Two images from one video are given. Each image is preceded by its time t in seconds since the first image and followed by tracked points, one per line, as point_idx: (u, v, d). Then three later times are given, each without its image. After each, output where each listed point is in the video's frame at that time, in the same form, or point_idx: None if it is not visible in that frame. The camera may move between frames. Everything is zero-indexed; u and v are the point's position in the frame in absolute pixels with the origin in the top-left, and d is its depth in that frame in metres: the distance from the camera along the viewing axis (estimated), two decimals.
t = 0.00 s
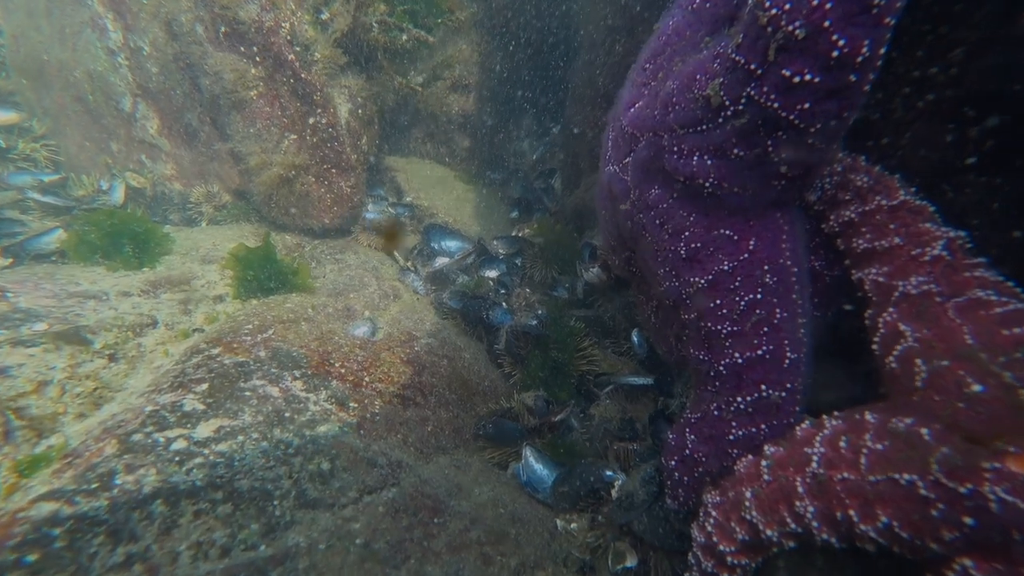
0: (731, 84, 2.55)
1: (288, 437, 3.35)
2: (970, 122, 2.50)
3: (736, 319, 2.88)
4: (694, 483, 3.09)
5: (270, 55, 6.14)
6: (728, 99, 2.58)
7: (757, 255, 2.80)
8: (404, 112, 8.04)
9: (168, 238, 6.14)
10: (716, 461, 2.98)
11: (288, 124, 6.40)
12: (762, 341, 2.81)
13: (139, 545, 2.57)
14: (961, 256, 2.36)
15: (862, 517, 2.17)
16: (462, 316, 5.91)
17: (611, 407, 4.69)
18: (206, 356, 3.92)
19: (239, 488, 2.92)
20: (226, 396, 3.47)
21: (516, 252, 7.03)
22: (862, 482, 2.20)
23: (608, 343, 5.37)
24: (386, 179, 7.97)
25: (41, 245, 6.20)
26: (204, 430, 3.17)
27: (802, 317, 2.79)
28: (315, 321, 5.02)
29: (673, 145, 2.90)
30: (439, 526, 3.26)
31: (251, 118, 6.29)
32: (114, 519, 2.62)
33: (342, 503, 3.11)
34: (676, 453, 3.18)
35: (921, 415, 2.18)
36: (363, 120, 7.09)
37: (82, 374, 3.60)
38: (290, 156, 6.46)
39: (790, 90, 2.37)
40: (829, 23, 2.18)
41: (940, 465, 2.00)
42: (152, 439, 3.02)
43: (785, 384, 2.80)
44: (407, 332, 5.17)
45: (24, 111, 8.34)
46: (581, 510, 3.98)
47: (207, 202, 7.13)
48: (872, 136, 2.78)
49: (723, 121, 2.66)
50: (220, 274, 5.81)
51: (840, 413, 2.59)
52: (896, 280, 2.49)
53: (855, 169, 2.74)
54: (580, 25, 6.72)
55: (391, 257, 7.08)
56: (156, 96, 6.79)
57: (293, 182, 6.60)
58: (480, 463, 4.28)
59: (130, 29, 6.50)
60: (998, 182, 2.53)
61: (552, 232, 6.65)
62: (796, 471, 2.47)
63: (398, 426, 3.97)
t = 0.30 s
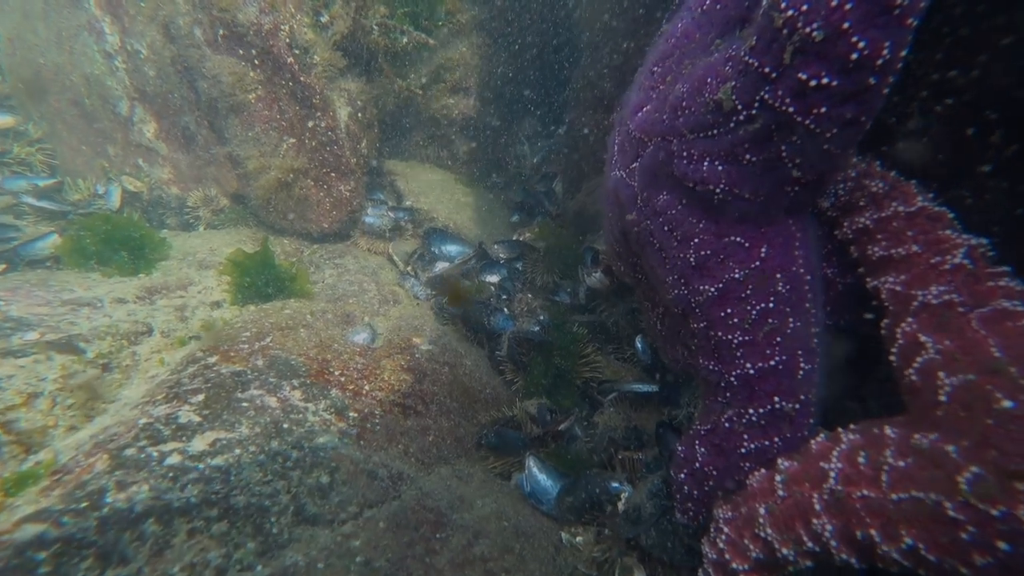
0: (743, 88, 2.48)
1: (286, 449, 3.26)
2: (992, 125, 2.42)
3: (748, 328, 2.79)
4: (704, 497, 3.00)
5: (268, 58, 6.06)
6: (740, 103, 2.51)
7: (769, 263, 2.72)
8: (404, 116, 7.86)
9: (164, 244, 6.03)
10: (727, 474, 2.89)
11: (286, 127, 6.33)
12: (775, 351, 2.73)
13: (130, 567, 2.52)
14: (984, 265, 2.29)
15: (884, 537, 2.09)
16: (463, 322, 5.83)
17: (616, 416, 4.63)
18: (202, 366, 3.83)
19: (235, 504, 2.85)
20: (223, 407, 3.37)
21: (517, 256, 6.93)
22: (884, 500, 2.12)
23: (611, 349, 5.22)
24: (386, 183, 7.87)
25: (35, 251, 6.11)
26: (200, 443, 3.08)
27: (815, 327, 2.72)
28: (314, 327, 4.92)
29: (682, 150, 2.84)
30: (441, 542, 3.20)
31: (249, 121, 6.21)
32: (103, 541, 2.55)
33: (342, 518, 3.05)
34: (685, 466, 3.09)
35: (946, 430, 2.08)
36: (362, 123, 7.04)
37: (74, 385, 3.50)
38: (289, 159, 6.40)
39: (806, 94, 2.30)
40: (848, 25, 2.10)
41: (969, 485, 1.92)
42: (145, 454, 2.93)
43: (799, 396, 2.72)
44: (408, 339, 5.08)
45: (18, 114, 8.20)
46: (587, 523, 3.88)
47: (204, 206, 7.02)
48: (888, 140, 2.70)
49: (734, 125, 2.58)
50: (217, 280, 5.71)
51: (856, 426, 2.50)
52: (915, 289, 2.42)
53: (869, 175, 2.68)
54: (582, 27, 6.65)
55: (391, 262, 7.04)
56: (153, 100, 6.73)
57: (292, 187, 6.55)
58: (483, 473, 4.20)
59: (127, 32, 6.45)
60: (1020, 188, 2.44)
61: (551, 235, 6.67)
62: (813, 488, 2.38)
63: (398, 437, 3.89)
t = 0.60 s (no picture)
0: (756, 90, 2.39)
1: (280, 465, 3.16)
2: (1015, 127, 2.33)
3: (759, 338, 2.70)
4: (714, 513, 2.90)
5: (261, 61, 5.93)
6: (752, 106, 2.43)
7: (780, 271, 2.63)
8: (401, 119, 7.77)
9: (156, 250, 5.91)
10: (737, 490, 2.79)
11: (281, 131, 6.22)
12: (788, 362, 2.63)
13: None
14: (1008, 273, 2.20)
15: (910, 561, 1.99)
16: (462, 328, 5.73)
17: (619, 424, 4.43)
18: (194, 378, 3.72)
19: (226, 526, 2.77)
20: (215, 421, 3.28)
21: (517, 260, 6.83)
22: (909, 521, 2.02)
23: (613, 354, 5.10)
24: (383, 187, 7.74)
25: (22, 258, 5.97)
26: (190, 460, 2.99)
27: (829, 336, 2.63)
28: (309, 335, 4.80)
29: (690, 154, 2.74)
30: (442, 560, 3.16)
31: (243, 126, 6.11)
32: (83, 570, 2.43)
33: (338, 538, 2.99)
34: (694, 480, 2.98)
35: (973, 447, 1.99)
36: (359, 127, 6.98)
37: (57, 402, 3.44)
38: (284, 163, 6.30)
39: (821, 96, 2.21)
40: (868, 23, 2.01)
41: (1002, 508, 1.82)
42: (131, 473, 2.84)
43: (814, 409, 2.61)
44: (406, 347, 4.96)
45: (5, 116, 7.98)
46: (592, 538, 3.82)
47: (198, 211, 6.90)
48: (903, 141, 2.62)
49: (745, 129, 2.50)
50: (211, 287, 5.58)
51: (874, 440, 2.40)
52: (935, 299, 2.33)
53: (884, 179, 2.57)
54: (580, 29, 6.57)
55: (388, 267, 6.94)
56: (145, 103, 6.62)
57: (287, 192, 6.44)
58: (484, 486, 4.11)
59: (117, 34, 6.34)
60: None
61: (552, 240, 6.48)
62: (831, 506, 2.28)
63: (396, 449, 3.78)
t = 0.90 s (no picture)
0: (764, 93, 2.34)
1: (276, 477, 3.10)
2: None
3: (767, 347, 2.63)
4: (723, 526, 2.82)
5: (257, 64, 5.87)
6: (760, 109, 2.37)
7: (788, 278, 2.57)
8: (398, 120, 7.73)
9: (151, 256, 5.83)
10: (745, 503, 2.71)
11: (278, 135, 6.15)
12: (798, 371, 2.56)
13: None
14: None
15: None
16: (461, 334, 5.65)
17: (622, 431, 4.36)
18: (187, 389, 3.64)
19: (218, 544, 2.71)
20: (208, 434, 3.23)
21: (516, 264, 6.77)
22: (928, 539, 1.96)
23: (614, 359, 5.05)
24: (381, 190, 7.66)
25: (12, 264, 5.86)
26: (182, 475, 2.94)
27: (838, 345, 2.56)
28: (307, 342, 4.71)
29: (696, 159, 2.68)
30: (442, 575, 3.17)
31: (239, 129, 6.04)
32: None
33: (336, 553, 2.95)
34: (701, 493, 2.90)
35: (994, 462, 1.92)
36: (356, 130, 6.84)
37: (44, 414, 3.40)
38: (281, 167, 6.23)
39: (833, 99, 2.16)
40: (882, 23, 1.96)
41: None
42: (120, 489, 2.80)
43: (824, 419, 2.54)
44: (404, 353, 4.88)
45: None
46: (596, 550, 3.76)
47: (193, 215, 6.84)
48: (913, 145, 2.56)
49: (753, 132, 2.44)
50: (206, 293, 5.49)
51: (885, 452, 2.33)
52: (949, 306, 2.27)
53: (895, 183, 2.49)
54: (579, 31, 6.53)
55: (385, 271, 6.80)
56: (139, 106, 6.55)
57: (283, 196, 6.37)
58: (485, 496, 4.05)
59: (111, 37, 6.28)
60: None
61: (551, 244, 6.44)
62: (845, 521, 2.21)
63: (395, 459, 3.71)
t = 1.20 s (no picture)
0: (771, 98, 2.29)
1: (270, 492, 3.06)
2: None
3: (774, 357, 2.56)
4: (729, 541, 2.72)
5: (252, 67, 5.80)
6: (767, 115, 2.32)
7: (796, 287, 2.51)
8: (395, 123, 7.60)
9: (145, 263, 5.77)
10: (753, 517, 2.62)
11: (274, 139, 6.08)
12: (806, 383, 2.49)
13: None
14: None
15: None
16: (460, 340, 5.60)
17: (623, 439, 4.23)
18: (178, 401, 3.59)
19: (208, 563, 2.69)
20: (199, 448, 3.20)
21: (514, 270, 6.70)
22: (947, 561, 1.88)
23: (613, 365, 4.96)
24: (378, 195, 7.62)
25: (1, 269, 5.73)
26: (171, 490, 2.94)
27: (847, 355, 2.49)
28: (302, 350, 4.63)
29: (700, 165, 2.62)
30: None
31: (234, 133, 5.98)
32: None
33: (333, 569, 2.90)
34: (706, 507, 2.81)
35: (1014, 481, 1.86)
36: (353, 133, 6.77)
37: (28, 428, 3.41)
38: (276, 172, 6.15)
39: (842, 105, 2.10)
40: (895, 27, 1.91)
41: None
42: (104, 507, 2.79)
43: (833, 432, 2.46)
44: (402, 360, 4.80)
45: None
46: (598, 564, 3.62)
47: (187, 220, 6.75)
48: (922, 151, 2.50)
49: (759, 139, 2.39)
50: (200, 299, 5.40)
51: (897, 467, 2.27)
52: (963, 316, 2.19)
53: (904, 189, 2.43)
54: (577, 34, 6.49)
55: (383, 276, 6.76)
56: (132, 110, 6.49)
57: (279, 202, 6.29)
58: (484, 507, 3.98)
59: (103, 40, 6.23)
60: None
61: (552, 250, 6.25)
62: (858, 540, 2.14)
63: (393, 470, 3.66)
